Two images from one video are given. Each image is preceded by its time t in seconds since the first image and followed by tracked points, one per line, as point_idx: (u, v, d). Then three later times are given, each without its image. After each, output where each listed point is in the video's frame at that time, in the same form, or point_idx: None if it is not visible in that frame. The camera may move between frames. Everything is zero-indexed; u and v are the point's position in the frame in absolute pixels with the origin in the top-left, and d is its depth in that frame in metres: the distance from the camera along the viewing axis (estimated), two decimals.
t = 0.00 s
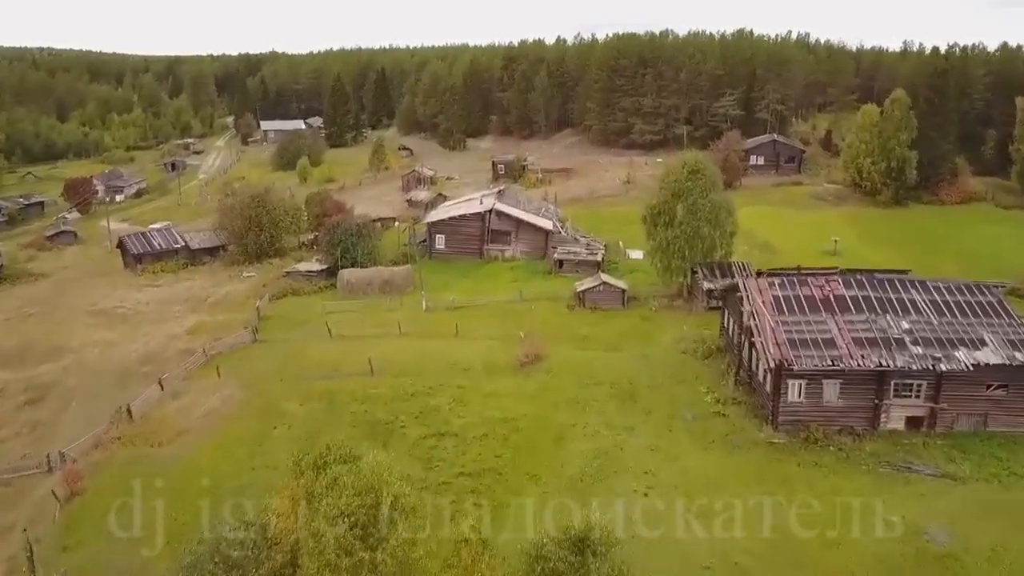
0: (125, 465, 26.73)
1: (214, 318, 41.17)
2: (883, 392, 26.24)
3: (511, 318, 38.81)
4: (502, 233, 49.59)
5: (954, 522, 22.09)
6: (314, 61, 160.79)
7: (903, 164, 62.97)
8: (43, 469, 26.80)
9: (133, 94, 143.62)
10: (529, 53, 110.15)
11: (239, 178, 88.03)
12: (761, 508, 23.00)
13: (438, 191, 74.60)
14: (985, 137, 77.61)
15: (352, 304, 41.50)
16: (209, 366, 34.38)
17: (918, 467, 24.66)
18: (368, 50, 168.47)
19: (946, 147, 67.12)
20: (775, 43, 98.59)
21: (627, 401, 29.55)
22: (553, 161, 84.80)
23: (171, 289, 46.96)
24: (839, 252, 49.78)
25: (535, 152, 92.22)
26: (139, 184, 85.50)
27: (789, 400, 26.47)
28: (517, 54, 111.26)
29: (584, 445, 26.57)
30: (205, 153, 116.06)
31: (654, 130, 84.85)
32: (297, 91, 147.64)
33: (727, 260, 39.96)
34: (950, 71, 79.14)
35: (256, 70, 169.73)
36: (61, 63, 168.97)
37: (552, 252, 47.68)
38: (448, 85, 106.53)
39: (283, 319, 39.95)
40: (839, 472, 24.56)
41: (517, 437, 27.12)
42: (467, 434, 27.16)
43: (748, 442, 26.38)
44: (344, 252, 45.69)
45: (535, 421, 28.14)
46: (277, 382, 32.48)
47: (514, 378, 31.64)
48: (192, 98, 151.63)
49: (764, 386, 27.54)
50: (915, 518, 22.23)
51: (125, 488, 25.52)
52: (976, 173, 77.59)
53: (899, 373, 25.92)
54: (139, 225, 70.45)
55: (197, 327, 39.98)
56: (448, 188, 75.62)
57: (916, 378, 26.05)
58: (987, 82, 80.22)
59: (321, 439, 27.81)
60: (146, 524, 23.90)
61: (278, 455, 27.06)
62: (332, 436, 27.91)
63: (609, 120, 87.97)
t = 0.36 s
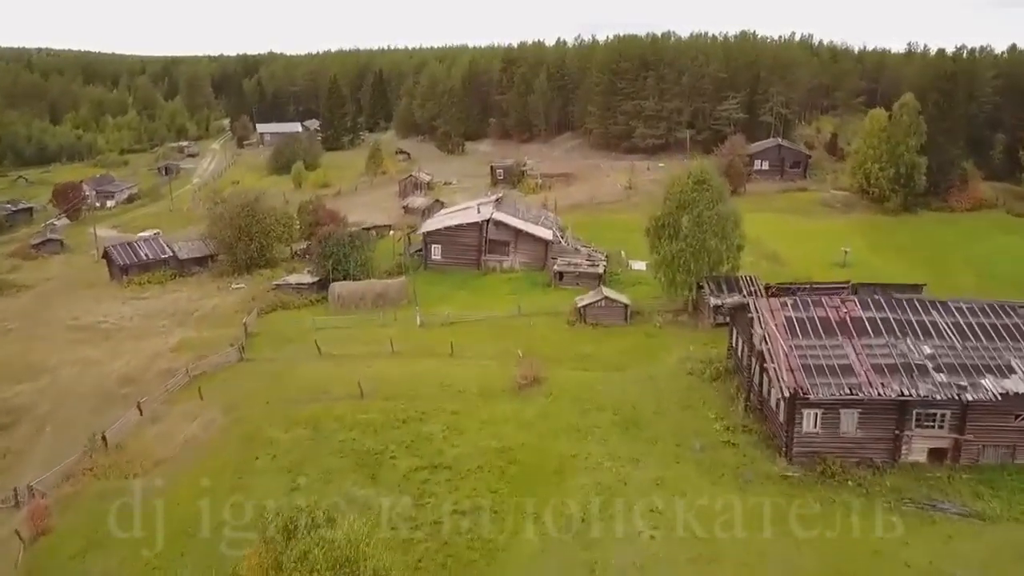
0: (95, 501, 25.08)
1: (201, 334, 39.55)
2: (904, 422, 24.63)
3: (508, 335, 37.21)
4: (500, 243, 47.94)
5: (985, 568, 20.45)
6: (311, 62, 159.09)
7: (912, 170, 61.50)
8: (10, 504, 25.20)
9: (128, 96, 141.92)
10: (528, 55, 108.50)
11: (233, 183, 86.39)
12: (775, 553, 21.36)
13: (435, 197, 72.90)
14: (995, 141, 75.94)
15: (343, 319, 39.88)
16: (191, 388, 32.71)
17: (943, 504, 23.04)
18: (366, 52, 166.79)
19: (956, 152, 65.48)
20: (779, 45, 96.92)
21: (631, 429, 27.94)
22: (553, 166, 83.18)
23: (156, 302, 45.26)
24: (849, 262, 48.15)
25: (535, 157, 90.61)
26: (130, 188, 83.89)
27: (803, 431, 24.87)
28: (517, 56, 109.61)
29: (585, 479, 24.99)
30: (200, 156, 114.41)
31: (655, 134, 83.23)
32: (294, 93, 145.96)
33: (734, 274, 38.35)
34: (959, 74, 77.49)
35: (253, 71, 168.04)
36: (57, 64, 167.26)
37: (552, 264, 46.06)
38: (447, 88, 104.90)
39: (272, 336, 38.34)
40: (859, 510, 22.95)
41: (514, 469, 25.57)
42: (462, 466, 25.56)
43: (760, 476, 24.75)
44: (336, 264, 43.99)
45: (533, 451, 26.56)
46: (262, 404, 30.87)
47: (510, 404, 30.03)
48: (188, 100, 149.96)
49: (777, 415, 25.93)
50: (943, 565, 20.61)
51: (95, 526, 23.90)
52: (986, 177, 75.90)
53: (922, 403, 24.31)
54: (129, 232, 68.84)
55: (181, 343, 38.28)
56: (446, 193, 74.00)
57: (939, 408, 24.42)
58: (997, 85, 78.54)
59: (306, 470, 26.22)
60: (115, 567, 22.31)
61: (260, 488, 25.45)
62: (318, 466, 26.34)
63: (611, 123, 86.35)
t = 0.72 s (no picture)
0: (62, 541, 23.44)
1: (185, 352, 37.93)
2: (926, 458, 23.02)
3: (506, 354, 35.63)
4: (498, 255, 46.35)
5: None
6: (308, 63, 157.50)
7: (920, 177, 59.80)
8: None
9: (123, 98, 140.34)
10: (528, 57, 106.90)
11: (227, 188, 84.79)
12: None
13: (432, 203, 71.35)
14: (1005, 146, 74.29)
15: (334, 336, 38.31)
16: (171, 415, 31.09)
17: (971, 547, 21.43)
18: (364, 53, 165.25)
19: (966, 158, 63.88)
20: (782, 47, 95.31)
21: (635, 461, 26.33)
22: (552, 171, 81.64)
23: (141, 317, 43.65)
24: (858, 274, 46.57)
25: (535, 161, 89.10)
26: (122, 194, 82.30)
27: (819, 467, 23.27)
28: (516, 58, 108.01)
29: (587, 518, 23.42)
30: (195, 160, 112.88)
31: (657, 138, 81.65)
32: (291, 95, 144.40)
33: (741, 290, 36.80)
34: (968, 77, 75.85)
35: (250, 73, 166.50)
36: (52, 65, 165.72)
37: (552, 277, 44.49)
38: (444, 91, 103.33)
39: (259, 355, 36.72)
40: (881, 554, 21.32)
41: (510, 506, 24.08)
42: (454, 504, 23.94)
43: (774, 515, 23.14)
44: (326, 278, 42.37)
45: (531, 486, 25.01)
46: (246, 432, 29.27)
47: (507, 432, 28.40)
48: (184, 102, 148.36)
49: (791, 448, 24.30)
50: None
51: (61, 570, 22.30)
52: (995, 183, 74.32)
53: (946, 438, 22.69)
54: (119, 240, 67.23)
55: (164, 362, 36.68)
56: (444, 200, 72.43)
57: (965, 443, 22.81)
58: (1006, 88, 76.90)
59: (289, 505, 24.69)
60: None
61: (240, 527, 23.83)
62: (302, 501, 24.77)
63: (611, 127, 84.79)
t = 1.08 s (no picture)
0: None
1: (170, 370, 36.46)
2: (949, 495, 21.60)
3: (503, 372, 34.18)
4: (495, 266, 44.83)
5: None
6: (306, 64, 155.96)
7: (929, 184, 58.50)
8: None
9: (118, 100, 138.89)
10: (527, 59, 105.55)
11: (221, 194, 83.36)
12: None
13: (429, 209, 69.89)
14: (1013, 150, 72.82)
15: (324, 353, 36.88)
16: (150, 440, 29.62)
17: None
18: (362, 54, 163.85)
19: (975, 164, 62.40)
20: (785, 49, 93.95)
21: (639, 493, 24.92)
22: (552, 175, 80.22)
23: (125, 331, 42.17)
24: (867, 286, 45.11)
25: (534, 165, 87.74)
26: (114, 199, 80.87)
27: (835, 504, 21.90)
28: (516, 59, 106.62)
29: (587, 559, 22.00)
30: (191, 163, 111.48)
31: (658, 143, 80.23)
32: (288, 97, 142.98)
33: (748, 305, 35.41)
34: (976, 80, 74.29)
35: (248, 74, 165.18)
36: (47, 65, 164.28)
37: (552, 289, 43.07)
38: (443, 93, 101.93)
39: (246, 373, 35.27)
40: None
41: (507, 545, 22.66)
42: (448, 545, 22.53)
43: (786, 555, 21.72)
44: (318, 291, 40.90)
45: (528, 523, 23.57)
46: (229, 459, 27.79)
47: (503, 460, 26.96)
48: (180, 103, 146.94)
49: (805, 482, 22.87)
50: None
51: None
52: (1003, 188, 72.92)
53: (971, 474, 21.25)
54: (108, 247, 65.76)
55: (146, 381, 35.20)
56: (441, 206, 71.04)
57: (991, 478, 21.36)
58: (1014, 91, 75.41)
59: (273, 542, 23.31)
60: None
61: (219, 566, 22.40)
62: (286, 539, 23.34)
63: (612, 131, 83.40)
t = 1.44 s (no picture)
0: None
1: (152, 391, 34.92)
2: (978, 541, 20.04)
3: (500, 395, 32.62)
4: (493, 279, 43.27)
5: None
6: (303, 66, 154.39)
7: (939, 191, 57.08)
8: None
9: (113, 101, 137.32)
10: (526, 61, 104.00)
11: (214, 200, 81.83)
12: None
13: (426, 216, 68.33)
14: None
15: (314, 373, 35.37)
16: (126, 471, 28.08)
17: None
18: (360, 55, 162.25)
19: (986, 170, 60.79)
20: (789, 51, 92.33)
21: (644, 533, 23.35)
22: (552, 181, 78.68)
23: (108, 348, 40.60)
24: (878, 300, 43.56)
25: (533, 169, 86.19)
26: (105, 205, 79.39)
27: (855, 550, 20.34)
28: (515, 62, 105.07)
29: None
30: (185, 167, 109.94)
31: (660, 147, 78.68)
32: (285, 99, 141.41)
33: (755, 324, 33.92)
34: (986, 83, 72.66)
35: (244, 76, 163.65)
36: (42, 67, 162.75)
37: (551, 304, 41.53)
38: (441, 96, 100.42)
39: (231, 395, 33.75)
40: None
41: None
42: None
43: None
44: (307, 307, 39.36)
45: (525, 567, 22.00)
46: (208, 492, 26.25)
47: (498, 495, 25.39)
48: (176, 106, 145.41)
49: (823, 524, 21.29)
50: None
51: None
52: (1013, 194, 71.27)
53: (1003, 520, 19.69)
54: (97, 256, 64.20)
55: (126, 404, 33.63)
56: (438, 213, 69.51)
57: None
58: None
59: None
60: None
61: None
62: None
63: (613, 135, 81.87)
